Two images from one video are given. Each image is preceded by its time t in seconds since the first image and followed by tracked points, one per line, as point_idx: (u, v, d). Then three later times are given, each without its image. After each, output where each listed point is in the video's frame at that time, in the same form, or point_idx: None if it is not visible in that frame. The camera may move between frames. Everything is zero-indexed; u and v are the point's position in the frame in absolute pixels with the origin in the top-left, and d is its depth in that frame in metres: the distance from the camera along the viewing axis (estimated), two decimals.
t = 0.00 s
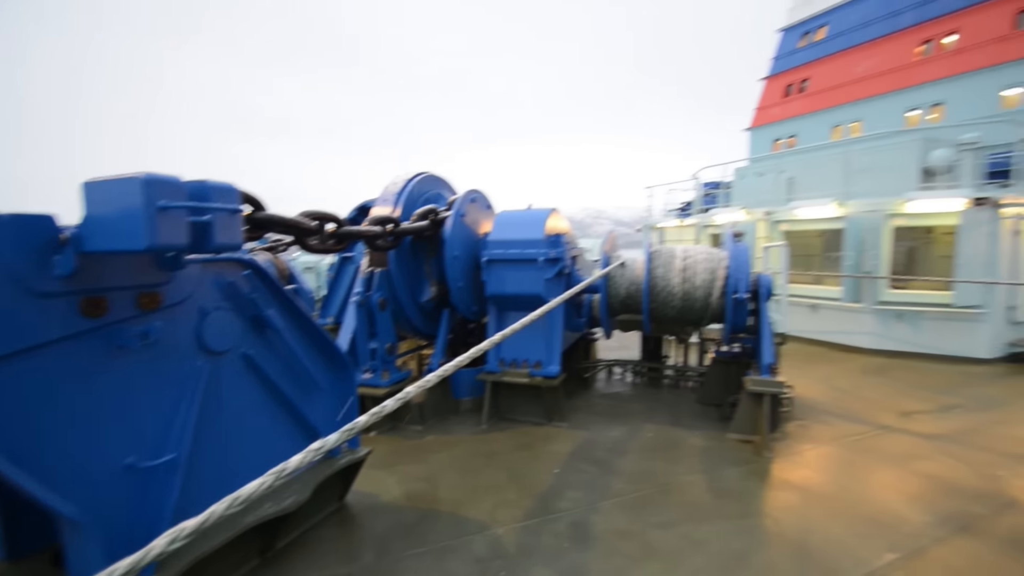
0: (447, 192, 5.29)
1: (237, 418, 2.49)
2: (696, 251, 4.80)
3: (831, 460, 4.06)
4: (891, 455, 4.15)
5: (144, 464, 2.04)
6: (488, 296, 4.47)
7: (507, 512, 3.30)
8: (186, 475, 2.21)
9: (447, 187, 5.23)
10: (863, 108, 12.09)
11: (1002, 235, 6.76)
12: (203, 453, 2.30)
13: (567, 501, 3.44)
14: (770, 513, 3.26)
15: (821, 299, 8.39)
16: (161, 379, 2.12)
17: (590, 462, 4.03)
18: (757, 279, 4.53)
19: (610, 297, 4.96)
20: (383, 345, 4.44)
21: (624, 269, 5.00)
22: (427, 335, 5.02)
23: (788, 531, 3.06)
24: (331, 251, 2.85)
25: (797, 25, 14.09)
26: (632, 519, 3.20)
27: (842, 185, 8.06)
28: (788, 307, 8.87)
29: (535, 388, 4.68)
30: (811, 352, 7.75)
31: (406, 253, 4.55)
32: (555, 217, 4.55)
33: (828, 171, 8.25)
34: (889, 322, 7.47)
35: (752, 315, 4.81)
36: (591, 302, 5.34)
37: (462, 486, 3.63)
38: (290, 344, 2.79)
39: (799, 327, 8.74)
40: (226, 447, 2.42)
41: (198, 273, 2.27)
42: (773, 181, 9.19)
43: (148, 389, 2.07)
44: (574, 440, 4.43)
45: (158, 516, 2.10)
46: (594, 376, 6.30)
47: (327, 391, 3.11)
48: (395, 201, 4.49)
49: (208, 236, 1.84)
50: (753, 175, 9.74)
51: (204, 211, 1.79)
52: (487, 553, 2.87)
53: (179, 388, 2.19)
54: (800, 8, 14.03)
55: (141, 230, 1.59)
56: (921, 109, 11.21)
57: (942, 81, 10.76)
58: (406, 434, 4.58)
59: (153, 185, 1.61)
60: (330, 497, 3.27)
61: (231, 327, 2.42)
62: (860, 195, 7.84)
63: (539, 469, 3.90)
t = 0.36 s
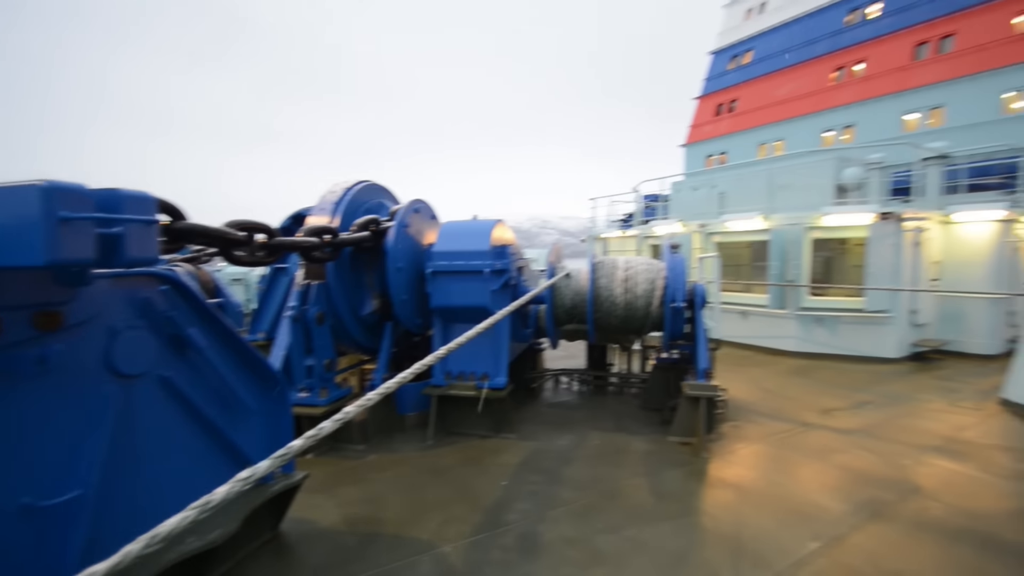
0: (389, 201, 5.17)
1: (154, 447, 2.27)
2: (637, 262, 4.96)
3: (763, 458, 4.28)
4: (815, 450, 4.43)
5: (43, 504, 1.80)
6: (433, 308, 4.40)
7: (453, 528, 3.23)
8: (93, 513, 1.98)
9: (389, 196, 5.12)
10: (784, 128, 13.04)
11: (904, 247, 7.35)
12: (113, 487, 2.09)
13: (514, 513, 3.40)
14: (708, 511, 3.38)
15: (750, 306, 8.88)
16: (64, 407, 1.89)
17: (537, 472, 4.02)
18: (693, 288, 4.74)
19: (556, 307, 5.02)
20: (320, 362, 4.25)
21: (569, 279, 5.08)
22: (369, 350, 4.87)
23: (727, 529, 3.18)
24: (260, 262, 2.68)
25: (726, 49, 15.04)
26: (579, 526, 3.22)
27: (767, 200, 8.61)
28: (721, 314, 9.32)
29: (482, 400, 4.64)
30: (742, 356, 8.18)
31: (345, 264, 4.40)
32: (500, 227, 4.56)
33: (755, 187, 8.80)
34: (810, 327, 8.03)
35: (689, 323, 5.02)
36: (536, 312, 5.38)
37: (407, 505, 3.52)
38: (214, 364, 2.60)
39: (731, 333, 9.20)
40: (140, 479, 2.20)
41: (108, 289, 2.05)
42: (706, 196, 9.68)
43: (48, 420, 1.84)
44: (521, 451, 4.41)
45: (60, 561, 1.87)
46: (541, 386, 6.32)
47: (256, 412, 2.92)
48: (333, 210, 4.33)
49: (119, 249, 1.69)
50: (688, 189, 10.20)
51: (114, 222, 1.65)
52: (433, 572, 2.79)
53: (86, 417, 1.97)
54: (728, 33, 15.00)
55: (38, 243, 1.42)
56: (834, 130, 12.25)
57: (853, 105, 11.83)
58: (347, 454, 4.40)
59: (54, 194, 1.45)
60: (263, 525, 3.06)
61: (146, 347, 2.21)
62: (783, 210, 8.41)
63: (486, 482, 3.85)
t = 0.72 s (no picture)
0: (330, 206, 5.02)
1: (60, 482, 1.91)
2: (582, 269, 5.07)
3: (703, 456, 4.45)
4: (751, 447, 4.66)
5: None
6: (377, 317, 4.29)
7: (399, 543, 3.14)
8: None
9: (329, 201, 4.98)
10: (719, 142, 13.76)
11: (826, 254, 7.93)
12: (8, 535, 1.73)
13: (463, 524, 3.35)
14: (652, 511, 3.47)
15: (690, 311, 9.26)
16: None
17: (486, 480, 3.99)
18: (636, 294, 4.88)
19: (504, 315, 5.03)
20: (255, 375, 4.04)
21: (516, 285, 5.11)
22: (309, 361, 4.69)
23: (669, 526, 3.27)
24: (186, 270, 2.51)
25: (664, 65, 15.75)
26: (528, 533, 3.21)
27: (704, 210, 9.06)
28: (663, 319, 9.66)
29: (430, 410, 4.56)
30: (684, 359, 8.51)
31: (282, 272, 4.21)
32: (447, 234, 4.53)
33: (693, 197, 9.24)
34: (744, 330, 8.46)
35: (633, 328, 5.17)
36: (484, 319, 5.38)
37: (351, 522, 3.39)
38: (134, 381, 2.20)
39: (672, 338, 9.54)
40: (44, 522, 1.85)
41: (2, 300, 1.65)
42: (648, 205, 10.04)
43: None
44: (469, 460, 4.36)
45: None
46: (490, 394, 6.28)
47: (185, 434, 2.52)
48: (268, 215, 4.14)
49: (21, 255, 1.67)
50: (631, 198, 10.56)
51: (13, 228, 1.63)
52: None
53: None
54: (666, 51, 15.74)
55: None
56: (764, 145, 13.06)
57: (781, 122, 12.68)
58: (285, 472, 4.19)
59: None
60: (191, 553, 2.82)
61: (53, 365, 1.83)
62: (718, 219, 8.86)
63: (434, 494, 3.78)
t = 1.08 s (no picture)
0: (274, 207, 4.84)
1: None
2: (536, 274, 5.11)
3: (653, 456, 4.57)
4: (698, 446, 4.83)
5: None
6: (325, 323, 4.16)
7: (348, 556, 3.04)
8: None
9: (274, 202, 4.81)
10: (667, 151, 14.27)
11: (766, 260, 8.35)
12: None
13: (415, 533, 3.29)
14: (605, 512, 3.53)
15: (640, 315, 9.52)
16: None
17: (439, 488, 3.94)
18: (588, 299, 4.97)
19: (457, 319, 5.01)
20: (191, 385, 3.81)
21: (468, 290, 5.10)
22: (251, 369, 4.49)
23: (619, 526, 3.33)
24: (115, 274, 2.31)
25: (615, 75, 16.21)
26: (482, 540, 3.19)
27: (653, 217, 9.36)
28: (615, 323, 9.89)
29: (381, 418, 4.45)
30: (635, 362, 8.73)
31: (221, 276, 4.01)
32: (399, 238, 4.47)
33: (642, 205, 9.53)
34: (691, 333, 8.79)
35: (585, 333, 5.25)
36: (437, 324, 5.32)
37: (296, 536, 3.26)
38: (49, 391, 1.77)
39: (624, 341, 9.77)
40: None
41: None
42: (600, 212, 10.27)
43: None
44: (421, 468, 4.29)
45: None
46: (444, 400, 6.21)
47: (111, 456, 2.00)
48: (207, 216, 3.94)
49: None
50: (584, 205, 10.76)
51: None
52: None
53: None
54: (617, 62, 16.23)
55: None
56: (708, 155, 13.65)
57: (724, 134, 13.30)
58: (225, 487, 3.98)
59: None
60: None
61: None
62: (667, 226, 9.16)
63: (384, 503, 3.69)
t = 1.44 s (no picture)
0: (220, 208, 4.64)
1: None
2: (493, 278, 5.11)
3: (608, 457, 4.66)
4: (651, 446, 4.96)
5: None
6: (274, 328, 4.01)
7: (297, 571, 2.93)
8: None
9: (219, 203, 4.60)
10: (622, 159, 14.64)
11: (714, 265, 8.69)
12: None
13: (368, 543, 3.22)
14: (560, 514, 3.57)
15: (596, 318, 9.70)
16: None
17: (394, 496, 3.87)
18: (545, 303, 5.03)
19: (413, 324, 4.95)
20: (128, 395, 3.58)
21: (425, 294, 5.05)
22: (194, 377, 4.27)
23: (574, 528, 3.38)
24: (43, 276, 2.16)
25: (571, 83, 16.53)
26: (438, 547, 3.15)
27: (607, 223, 9.59)
28: (571, 326, 10.03)
29: (333, 425, 4.33)
30: (591, 365, 8.88)
31: (160, 279, 3.80)
32: (353, 241, 4.37)
33: (598, 210, 9.74)
34: (644, 336, 9.03)
35: (542, 336, 5.32)
36: (393, 329, 5.24)
37: (241, 551, 3.12)
38: None
39: (580, 344, 9.93)
40: None
41: None
42: (557, 217, 10.42)
43: None
44: (375, 476, 4.20)
45: None
46: (400, 406, 6.11)
47: (33, 472, 1.76)
48: (145, 215, 3.73)
49: None
50: (541, 210, 10.88)
51: None
52: None
53: None
54: (573, 70, 16.58)
55: None
56: (660, 163, 14.10)
57: (674, 144, 13.79)
58: (164, 502, 3.75)
59: None
60: None
61: None
62: (621, 232, 9.38)
63: (336, 514, 3.58)
